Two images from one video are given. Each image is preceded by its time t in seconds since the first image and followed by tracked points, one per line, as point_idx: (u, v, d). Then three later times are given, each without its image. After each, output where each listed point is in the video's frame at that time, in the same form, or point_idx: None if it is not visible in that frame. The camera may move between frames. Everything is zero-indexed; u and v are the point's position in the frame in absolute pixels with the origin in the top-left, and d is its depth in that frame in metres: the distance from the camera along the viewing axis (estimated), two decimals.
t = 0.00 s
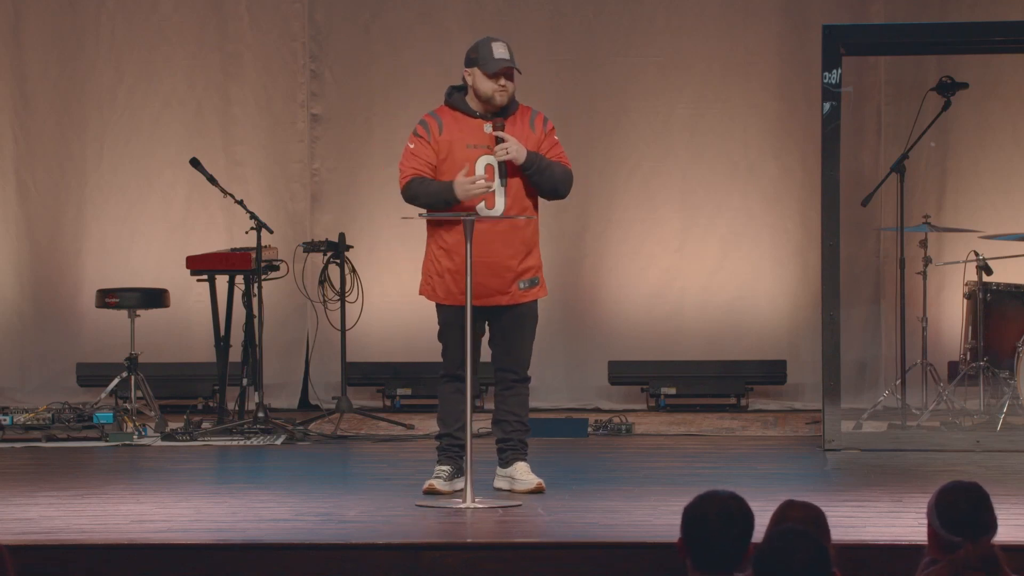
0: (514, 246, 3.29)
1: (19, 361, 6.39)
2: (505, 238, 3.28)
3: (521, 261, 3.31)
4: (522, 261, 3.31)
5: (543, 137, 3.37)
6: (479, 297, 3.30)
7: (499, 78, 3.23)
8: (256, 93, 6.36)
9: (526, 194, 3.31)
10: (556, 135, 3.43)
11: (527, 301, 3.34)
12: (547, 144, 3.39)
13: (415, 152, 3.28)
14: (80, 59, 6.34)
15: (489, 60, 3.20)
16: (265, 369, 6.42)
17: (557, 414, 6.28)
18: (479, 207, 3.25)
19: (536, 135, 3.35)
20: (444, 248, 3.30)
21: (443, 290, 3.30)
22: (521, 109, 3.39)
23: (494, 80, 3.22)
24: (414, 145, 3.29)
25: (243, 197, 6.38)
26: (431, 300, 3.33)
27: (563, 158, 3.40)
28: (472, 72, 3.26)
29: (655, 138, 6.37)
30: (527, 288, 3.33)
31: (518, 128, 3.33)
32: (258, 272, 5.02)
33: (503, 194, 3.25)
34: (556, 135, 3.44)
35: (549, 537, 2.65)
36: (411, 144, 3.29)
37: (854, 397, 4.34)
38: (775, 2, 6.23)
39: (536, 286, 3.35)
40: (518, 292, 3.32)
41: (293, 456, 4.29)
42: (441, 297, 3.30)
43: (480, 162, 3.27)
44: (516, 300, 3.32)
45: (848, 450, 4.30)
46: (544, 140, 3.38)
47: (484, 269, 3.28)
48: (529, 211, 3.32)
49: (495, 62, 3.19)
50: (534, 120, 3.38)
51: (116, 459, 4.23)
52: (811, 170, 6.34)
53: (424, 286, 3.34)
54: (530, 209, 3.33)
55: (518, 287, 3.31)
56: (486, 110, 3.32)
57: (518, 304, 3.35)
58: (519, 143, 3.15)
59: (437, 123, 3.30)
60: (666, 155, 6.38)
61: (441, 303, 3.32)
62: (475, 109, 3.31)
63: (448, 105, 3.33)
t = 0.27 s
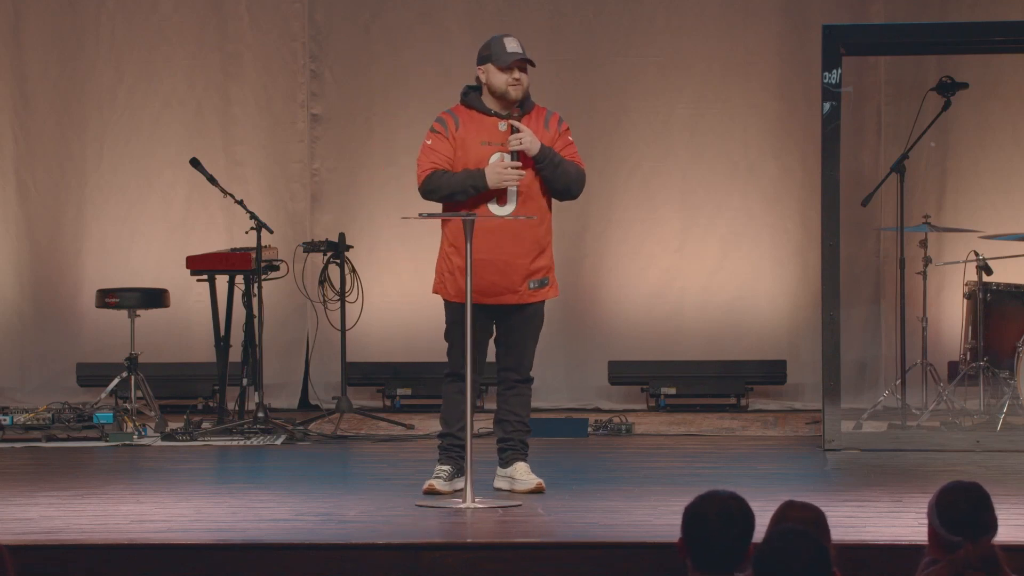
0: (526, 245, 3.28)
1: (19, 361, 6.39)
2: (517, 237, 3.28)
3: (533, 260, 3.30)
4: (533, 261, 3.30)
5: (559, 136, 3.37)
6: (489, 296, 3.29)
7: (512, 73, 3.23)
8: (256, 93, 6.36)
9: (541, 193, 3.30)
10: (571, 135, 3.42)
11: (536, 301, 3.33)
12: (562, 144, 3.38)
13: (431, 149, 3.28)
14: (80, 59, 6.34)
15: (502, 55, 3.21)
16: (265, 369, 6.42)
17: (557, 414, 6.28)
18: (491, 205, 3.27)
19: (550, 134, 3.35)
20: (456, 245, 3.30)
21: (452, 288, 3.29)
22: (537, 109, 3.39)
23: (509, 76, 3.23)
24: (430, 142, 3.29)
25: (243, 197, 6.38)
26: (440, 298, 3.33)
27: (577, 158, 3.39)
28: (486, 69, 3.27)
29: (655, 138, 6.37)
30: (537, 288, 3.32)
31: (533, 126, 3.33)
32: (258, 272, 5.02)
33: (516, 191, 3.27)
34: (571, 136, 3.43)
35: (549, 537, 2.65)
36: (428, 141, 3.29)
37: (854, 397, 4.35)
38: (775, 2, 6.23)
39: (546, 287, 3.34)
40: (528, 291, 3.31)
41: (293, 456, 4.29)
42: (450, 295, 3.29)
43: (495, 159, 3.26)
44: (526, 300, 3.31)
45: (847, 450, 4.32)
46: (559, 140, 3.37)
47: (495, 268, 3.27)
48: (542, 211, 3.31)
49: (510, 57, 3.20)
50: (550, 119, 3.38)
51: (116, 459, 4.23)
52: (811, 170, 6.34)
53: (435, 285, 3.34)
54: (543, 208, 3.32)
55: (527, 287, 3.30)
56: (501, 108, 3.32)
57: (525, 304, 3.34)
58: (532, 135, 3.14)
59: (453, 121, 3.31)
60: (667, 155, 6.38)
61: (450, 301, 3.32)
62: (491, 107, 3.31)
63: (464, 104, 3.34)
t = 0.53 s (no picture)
0: (532, 247, 3.28)
1: (19, 361, 6.39)
2: (523, 237, 3.28)
3: (538, 262, 3.30)
4: (538, 262, 3.30)
5: (567, 139, 3.38)
6: (493, 296, 3.29)
7: (518, 77, 3.25)
8: (256, 93, 6.36)
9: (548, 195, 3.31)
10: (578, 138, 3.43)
11: (540, 302, 3.34)
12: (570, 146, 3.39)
13: (440, 147, 3.26)
14: (80, 60, 6.34)
15: (509, 58, 3.22)
16: (265, 369, 6.42)
17: (557, 414, 6.28)
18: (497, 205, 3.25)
19: (558, 136, 3.36)
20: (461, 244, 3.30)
21: (456, 286, 3.29)
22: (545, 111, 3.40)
23: (517, 80, 3.24)
24: (439, 140, 3.28)
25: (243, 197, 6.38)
26: (443, 296, 3.33)
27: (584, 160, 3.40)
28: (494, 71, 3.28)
29: (655, 139, 6.37)
30: (541, 289, 3.32)
31: (542, 128, 3.34)
32: (258, 272, 5.02)
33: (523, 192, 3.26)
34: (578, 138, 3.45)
35: (549, 537, 2.65)
36: (437, 139, 3.27)
37: (854, 397, 4.35)
38: (775, 2, 6.23)
39: (550, 288, 3.35)
40: (532, 292, 3.31)
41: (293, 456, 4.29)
42: (454, 292, 3.29)
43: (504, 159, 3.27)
44: (529, 301, 3.32)
45: (847, 450, 4.32)
46: (567, 142, 3.38)
47: (499, 269, 3.27)
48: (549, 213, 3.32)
49: (518, 60, 3.21)
50: (558, 122, 3.39)
51: (116, 459, 4.23)
52: (811, 170, 6.34)
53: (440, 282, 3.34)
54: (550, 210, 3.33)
55: (531, 288, 3.31)
56: (509, 110, 3.32)
57: (529, 304, 3.34)
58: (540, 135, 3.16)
59: (461, 120, 3.30)
60: (667, 155, 6.38)
61: (453, 299, 3.32)
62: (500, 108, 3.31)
63: (472, 104, 3.34)
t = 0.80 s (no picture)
0: (530, 245, 3.28)
1: (20, 361, 6.39)
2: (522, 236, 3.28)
3: (536, 260, 3.30)
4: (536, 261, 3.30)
5: (566, 136, 3.38)
6: (492, 295, 3.29)
7: (518, 75, 3.21)
8: (256, 93, 6.36)
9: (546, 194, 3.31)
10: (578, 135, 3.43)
11: (538, 301, 3.33)
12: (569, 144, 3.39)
13: (438, 145, 3.28)
14: (80, 59, 6.34)
15: (507, 57, 3.19)
16: (265, 369, 6.42)
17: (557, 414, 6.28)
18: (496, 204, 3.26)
19: (557, 134, 3.36)
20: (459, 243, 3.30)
21: (455, 286, 3.29)
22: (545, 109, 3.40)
23: (516, 78, 3.20)
24: (437, 138, 3.30)
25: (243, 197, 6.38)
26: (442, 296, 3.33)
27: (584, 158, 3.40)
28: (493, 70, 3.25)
29: (655, 138, 6.37)
30: (539, 288, 3.32)
31: (541, 126, 3.34)
32: (258, 272, 5.01)
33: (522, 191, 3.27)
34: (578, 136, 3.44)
35: (549, 537, 2.65)
36: (435, 137, 3.29)
37: (854, 398, 4.40)
38: (775, 2, 6.23)
39: (549, 287, 3.34)
40: (530, 291, 3.31)
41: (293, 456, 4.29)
42: (453, 292, 3.29)
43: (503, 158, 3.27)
44: (528, 300, 3.31)
45: (848, 450, 4.41)
46: (566, 140, 3.38)
47: (497, 268, 3.27)
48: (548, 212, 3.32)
49: (516, 59, 3.17)
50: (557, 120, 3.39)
51: (116, 459, 4.23)
52: (811, 170, 6.34)
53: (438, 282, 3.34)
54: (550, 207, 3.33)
55: (529, 287, 3.30)
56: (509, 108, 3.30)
57: (527, 304, 3.34)
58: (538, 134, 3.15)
59: (460, 119, 3.31)
60: (666, 155, 6.38)
61: (451, 298, 3.31)
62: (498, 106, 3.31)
63: (471, 103, 3.35)
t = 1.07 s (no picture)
0: (523, 242, 3.28)
1: (20, 361, 6.39)
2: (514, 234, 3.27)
3: (530, 257, 3.30)
4: (530, 257, 3.30)
5: (551, 131, 3.37)
6: (487, 294, 3.29)
7: (501, 73, 3.22)
8: (256, 93, 6.36)
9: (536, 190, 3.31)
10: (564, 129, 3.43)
11: (534, 297, 3.33)
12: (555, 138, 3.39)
13: (423, 146, 3.28)
14: (80, 59, 6.34)
15: (490, 55, 3.20)
16: (265, 369, 6.42)
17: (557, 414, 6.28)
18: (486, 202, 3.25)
19: (544, 128, 3.36)
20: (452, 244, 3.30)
21: (450, 287, 3.29)
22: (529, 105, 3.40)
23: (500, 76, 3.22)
24: (423, 140, 3.30)
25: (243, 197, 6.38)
26: (439, 298, 3.33)
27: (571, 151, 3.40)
28: (475, 70, 3.26)
29: (655, 138, 6.37)
30: (534, 285, 3.32)
31: (527, 122, 3.34)
32: (258, 272, 5.01)
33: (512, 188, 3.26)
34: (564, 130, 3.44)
35: (550, 537, 2.65)
36: (420, 139, 3.29)
37: (854, 398, 4.41)
38: (775, 2, 6.23)
39: (542, 283, 3.35)
40: (526, 288, 3.30)
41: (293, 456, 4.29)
42: (449, 294, 3.29)
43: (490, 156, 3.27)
44: (524, 297, 3.31)
45: (848, 450, 4.42)
46: (552, 134, 3.38)
47: (491, 267, 3.27)
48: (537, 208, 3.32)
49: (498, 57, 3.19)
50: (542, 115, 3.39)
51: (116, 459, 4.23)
52: (811, 170, 6.34)
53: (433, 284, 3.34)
54: (539, 203, 3.33)
55: (525, 284, 3.30)
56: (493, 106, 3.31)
57: (524, 301, 3.34)
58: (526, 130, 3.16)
59: (444, 119, 3.31)
60: (666, 155, 6.38)
61: (448, 300, 3.31)
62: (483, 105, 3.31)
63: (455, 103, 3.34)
